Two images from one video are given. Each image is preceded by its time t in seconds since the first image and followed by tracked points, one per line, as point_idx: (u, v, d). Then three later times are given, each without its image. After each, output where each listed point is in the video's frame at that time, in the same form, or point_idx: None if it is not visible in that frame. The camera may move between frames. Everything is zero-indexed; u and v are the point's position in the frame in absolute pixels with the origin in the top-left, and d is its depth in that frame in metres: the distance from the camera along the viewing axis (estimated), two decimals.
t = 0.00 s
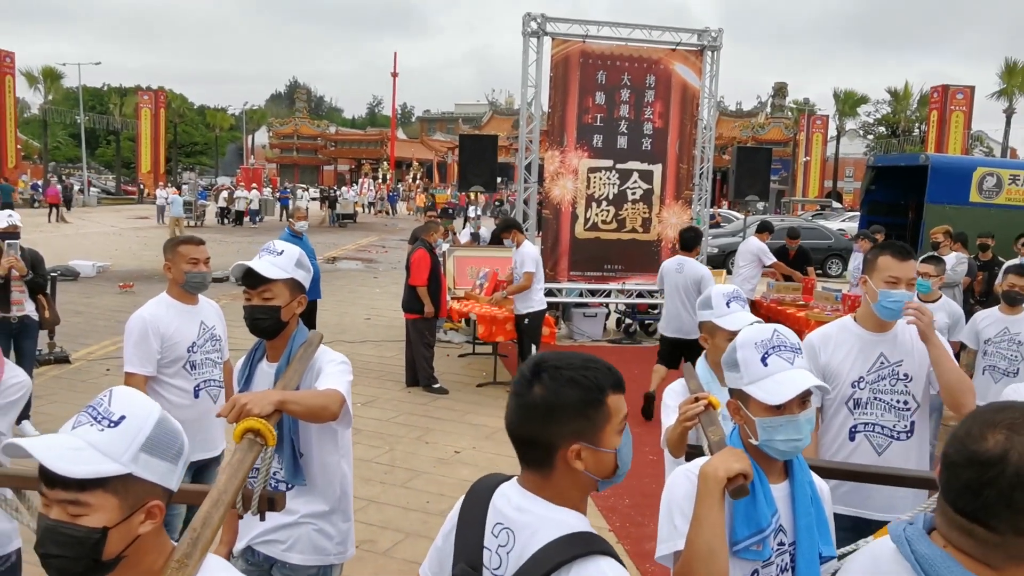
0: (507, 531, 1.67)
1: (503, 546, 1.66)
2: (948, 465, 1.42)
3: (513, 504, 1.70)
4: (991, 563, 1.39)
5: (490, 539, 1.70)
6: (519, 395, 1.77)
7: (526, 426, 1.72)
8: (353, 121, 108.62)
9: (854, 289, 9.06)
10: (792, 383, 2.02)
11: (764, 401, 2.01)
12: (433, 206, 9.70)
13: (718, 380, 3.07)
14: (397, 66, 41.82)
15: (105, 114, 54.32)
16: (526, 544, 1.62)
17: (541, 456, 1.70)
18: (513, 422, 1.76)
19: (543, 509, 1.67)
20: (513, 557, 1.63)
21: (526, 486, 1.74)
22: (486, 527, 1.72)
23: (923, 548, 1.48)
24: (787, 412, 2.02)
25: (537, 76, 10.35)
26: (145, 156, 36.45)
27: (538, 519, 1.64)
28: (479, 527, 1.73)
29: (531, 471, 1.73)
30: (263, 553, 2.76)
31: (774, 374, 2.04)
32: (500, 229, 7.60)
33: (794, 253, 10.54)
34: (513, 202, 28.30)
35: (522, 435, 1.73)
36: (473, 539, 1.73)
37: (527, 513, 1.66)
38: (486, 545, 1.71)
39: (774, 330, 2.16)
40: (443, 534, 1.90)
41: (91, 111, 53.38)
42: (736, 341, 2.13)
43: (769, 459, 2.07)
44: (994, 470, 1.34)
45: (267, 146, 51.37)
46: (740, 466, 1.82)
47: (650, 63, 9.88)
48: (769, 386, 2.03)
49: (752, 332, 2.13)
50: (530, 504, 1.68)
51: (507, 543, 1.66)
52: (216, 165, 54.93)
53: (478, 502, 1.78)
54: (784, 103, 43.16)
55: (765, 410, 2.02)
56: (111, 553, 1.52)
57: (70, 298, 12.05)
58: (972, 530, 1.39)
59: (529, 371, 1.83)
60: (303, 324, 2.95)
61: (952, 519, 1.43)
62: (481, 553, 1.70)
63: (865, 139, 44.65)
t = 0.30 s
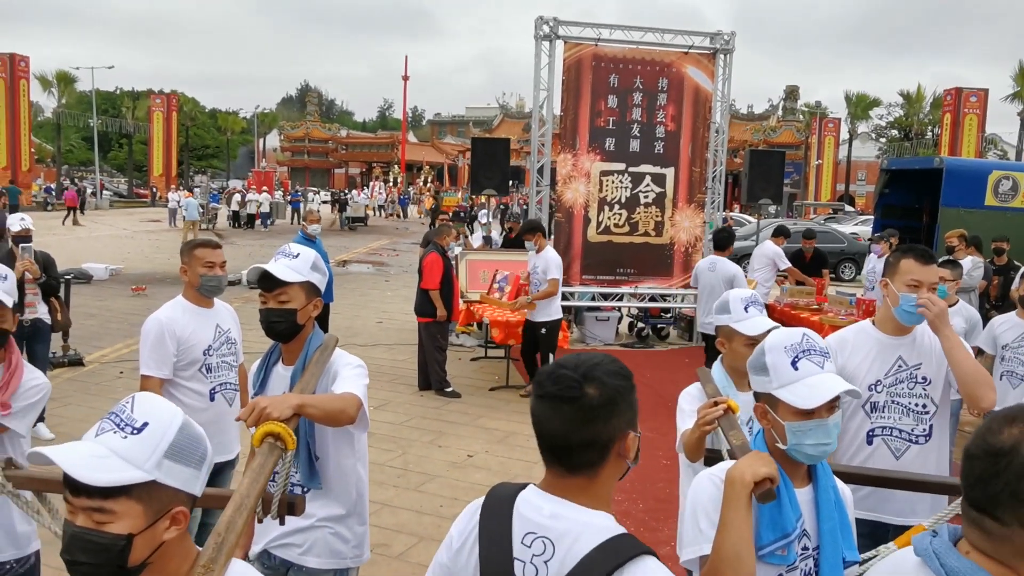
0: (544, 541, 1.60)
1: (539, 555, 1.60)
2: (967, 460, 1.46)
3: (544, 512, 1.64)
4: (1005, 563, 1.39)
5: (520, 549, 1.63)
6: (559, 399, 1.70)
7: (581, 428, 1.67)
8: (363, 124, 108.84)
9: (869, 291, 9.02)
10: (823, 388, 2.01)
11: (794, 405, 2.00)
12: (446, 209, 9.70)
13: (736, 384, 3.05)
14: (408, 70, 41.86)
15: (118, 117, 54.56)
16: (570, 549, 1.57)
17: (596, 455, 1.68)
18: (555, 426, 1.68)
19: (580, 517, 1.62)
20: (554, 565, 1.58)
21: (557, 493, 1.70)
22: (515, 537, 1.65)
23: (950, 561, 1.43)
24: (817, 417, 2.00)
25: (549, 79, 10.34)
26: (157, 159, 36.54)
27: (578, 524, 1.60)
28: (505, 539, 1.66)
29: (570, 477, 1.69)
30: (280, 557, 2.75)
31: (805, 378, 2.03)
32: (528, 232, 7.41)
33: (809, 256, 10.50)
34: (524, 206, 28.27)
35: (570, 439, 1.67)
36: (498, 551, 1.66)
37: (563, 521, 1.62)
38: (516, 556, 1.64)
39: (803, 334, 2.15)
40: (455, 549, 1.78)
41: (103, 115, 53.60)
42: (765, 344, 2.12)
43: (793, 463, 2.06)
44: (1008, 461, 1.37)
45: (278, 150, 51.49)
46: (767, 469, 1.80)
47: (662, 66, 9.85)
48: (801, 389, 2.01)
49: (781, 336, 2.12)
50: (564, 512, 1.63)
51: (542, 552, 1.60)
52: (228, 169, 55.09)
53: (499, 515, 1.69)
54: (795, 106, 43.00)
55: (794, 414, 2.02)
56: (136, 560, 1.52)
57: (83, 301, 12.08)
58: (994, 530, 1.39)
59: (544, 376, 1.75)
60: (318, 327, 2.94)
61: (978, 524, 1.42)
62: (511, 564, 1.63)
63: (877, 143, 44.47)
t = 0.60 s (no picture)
0: (546, 539, 1.57)
1: (542, 554, 1.57)
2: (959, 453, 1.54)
3: (540, 510, 1.61)
4: (999, 562, 1.41)
5: (520, 550, 1.59)
6: (547, 397, 1.68)
7: (574, 423, 1.66)
8: (365, 126, 108.94)
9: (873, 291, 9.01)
10: (838, 392, 1.99)
11: (809, 410, 1.98)
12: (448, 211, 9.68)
13: (741, 387, 3.03)
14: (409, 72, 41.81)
15: (120, 121, 54.58)
16: (576, 542, 1.56)
17: (586, 448, 1.68)
18: (547, 424, 1.67)
19: (577, 512, 1.61)
20: (560, 562, 1.55)
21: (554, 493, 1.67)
22: (512, 541, 1.60)
23: (952, 559, 1.45)
24: (831, 421, 1.98)
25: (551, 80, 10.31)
26: (159, 162, 36.52)
27: (580, 518, 1.60)
28: (501, 544, 1.60)
29: (562, 473, 1.67)
30: (282, 564, 2.72)
31: (821, 383, 2.01)
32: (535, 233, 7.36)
33: (812, 254, 10.49)
34: (526, 208, 28.26)
35: (561, 435, 1.66)
36: (495, 558, 1.59)
37: (562, 517, 1.60)
38: (516, 558, 1.59)
39: (816, 339, 2.13)
40: (442, 562, 1.69)
41: (106, 118, 53.65)
42: (778, 347, 2.10)
43: (805, 468, 2.04)
44: (1015, 465, 1.41)
45: (280, 153, 51.50)
46: (780, 475, 1.78)
47: (665, 67, 9.83)
48: (817, 394, 2.00)
49: (795, 339, 2.09)
50: (563, 509, 1.61)
51: (545, 551, 1.57)
52: (230, 172, 55.11)
53: (492, 523, 1.63)
54: (797, 106, 42.94)
55: (809, 419, 1.99)
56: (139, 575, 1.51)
57: (86, 306, 12.07)
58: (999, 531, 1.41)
59: (527, 376, 1.73)
60: (321, 332, 2.92)
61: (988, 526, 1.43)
62: (513, 568, 1.57)
63: (880, 143, 44.46)
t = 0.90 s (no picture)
0: (514, 530, 1.63)
1: (512, 544, 1.62)
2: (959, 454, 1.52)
3: (504, 502, 1.66)
4: (994, 561, 1.40)
5: (490, 543, 1.63)
6: (503, 392, 1.71)
7: (529, 417, 1.70)
8: (361, 129, 108.86)
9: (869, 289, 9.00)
10: (840, 394, 1.97)
11: (811, 412, 1.97)
12: (443, 213, 9.66)
13: (739, 389, 3.02)
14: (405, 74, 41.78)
15: (114, 125, 54.45)
16: (544, 528, 1.63)
17: (540, 439, 1.72)
18: (502, 419, 1.70)
19: (536, 498, 1.67)
20: (530, 549, 1.62)
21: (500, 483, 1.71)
22: (481, 536, 1.64)
23: (943, 558, 1.44)
24: (833, 424, 1.97)
25: (546, 81, 10.29)
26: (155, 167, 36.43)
27: (541, 504, 1.66)
28: (470, 540, 1.62)
29: (520, 464, 1.71)
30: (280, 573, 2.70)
31: (823, 385, 1.99)
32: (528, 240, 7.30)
33: (801, 250, 10.51)
34: (523, 209, 28.23)
35: (517, 428, 1.69)
36: (466, 554, 1.61)
37: (526, 507, 1.65)
38: (487, 552, 1.62)
39: (817, 340, 2.11)
40: (410, 566, 1.69)
41: (100, 123, 53.53)
42: (778, 349, 2.08)
43: (806, 470, 2.03)
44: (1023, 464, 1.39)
45: (276, 156, 51.37)
46: (780, 479, 1.77)
47: (659, 67, 9.83)
48: (819, 396, 1.98)
49: (797, 341, 2.08)
50: (523, 498, 1.66)
51: (514, 540, 1.62)
52: (225, 175, 55.00)
53: (456, 521, 1.65)
54: (793, 105, 42.95)
55: (811, 421, 1.98)
56: None
57: (81, 311, 12.02)
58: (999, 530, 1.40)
59: (479, 373, 1.75)
60: (316, 338, 2.90)
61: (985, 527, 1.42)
62: (485, 564, 1.61)
63: (876, 141, 44.46)
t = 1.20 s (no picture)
0: (484, 517, 1.66)
1: (483, 531, 1.65)
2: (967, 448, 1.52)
3: (470, 492, 1.69)
4: (1002, 554, 1.40)
5: (461, 532, 1.65)
6: (462, 384, 1.75)
7: (488, 408, 1.74)
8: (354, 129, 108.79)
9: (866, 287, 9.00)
10: (844, 392, 1.97)
11: (816, 409, 1.96)
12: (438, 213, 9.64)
13: (740, 387, 3.01)
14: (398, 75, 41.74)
15: (107, 127, 54.30)
16: (512, 514, 1.68)
17: (499, 430, 1.76)
18: (461, 410, 1.73)
19: (498, 485, 1.71)
20: (501, 535, 1.65)
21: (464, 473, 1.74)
22: (452, 526, 1.66)
23: (950, 549, 1.44)
24: (836, 421, 1.97)
25: (540, 80, 10.27)
26: (148, 168, 36.33)
27: (503, 492, 1.70)
28: (441, 532, 1.64)
29: (480, 454, 1.74)
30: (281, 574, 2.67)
31: (828, 382, 1.99)
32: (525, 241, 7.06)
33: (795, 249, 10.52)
34: (517, 209, 28.22)
35: (476, 419, 1.73)
36: (437, 546, 1.62)
37: (492, 494, 1.69)
38: (458, 541, 1.64)
39: (822, 337, 2.11)
40: (381, 565, 1.68)
41: (93, 125, 53.37)
42: (783, 346, 2.07)
43: (809, 468, 2.02)
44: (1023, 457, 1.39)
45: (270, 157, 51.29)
46: (783, 477, 1.76)
47: (653, 66, 9.82)
48: (823, 394, 1.98)
49: (800, 338, 2.07)
50: (488, 486, 1.70)
51: (485, 527, 1.65)
52: (219, 177, 54.88)
53: (425, 513, 1.66)
54: (786, 103, 43.03)
55: (814, 419, 1.98)
56: None
57: (76, 314, 11.98)
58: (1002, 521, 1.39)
59: (439, 366, 1.79)
60: (314, 339, 2.89)
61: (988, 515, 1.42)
62: (459, 553, 1.63)
63: (869, 139, 44.58)
